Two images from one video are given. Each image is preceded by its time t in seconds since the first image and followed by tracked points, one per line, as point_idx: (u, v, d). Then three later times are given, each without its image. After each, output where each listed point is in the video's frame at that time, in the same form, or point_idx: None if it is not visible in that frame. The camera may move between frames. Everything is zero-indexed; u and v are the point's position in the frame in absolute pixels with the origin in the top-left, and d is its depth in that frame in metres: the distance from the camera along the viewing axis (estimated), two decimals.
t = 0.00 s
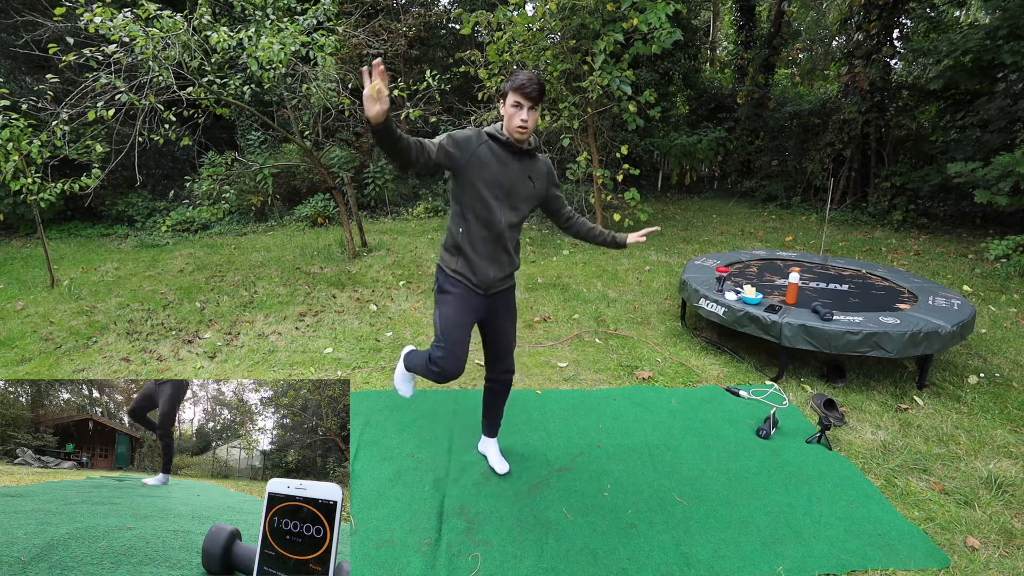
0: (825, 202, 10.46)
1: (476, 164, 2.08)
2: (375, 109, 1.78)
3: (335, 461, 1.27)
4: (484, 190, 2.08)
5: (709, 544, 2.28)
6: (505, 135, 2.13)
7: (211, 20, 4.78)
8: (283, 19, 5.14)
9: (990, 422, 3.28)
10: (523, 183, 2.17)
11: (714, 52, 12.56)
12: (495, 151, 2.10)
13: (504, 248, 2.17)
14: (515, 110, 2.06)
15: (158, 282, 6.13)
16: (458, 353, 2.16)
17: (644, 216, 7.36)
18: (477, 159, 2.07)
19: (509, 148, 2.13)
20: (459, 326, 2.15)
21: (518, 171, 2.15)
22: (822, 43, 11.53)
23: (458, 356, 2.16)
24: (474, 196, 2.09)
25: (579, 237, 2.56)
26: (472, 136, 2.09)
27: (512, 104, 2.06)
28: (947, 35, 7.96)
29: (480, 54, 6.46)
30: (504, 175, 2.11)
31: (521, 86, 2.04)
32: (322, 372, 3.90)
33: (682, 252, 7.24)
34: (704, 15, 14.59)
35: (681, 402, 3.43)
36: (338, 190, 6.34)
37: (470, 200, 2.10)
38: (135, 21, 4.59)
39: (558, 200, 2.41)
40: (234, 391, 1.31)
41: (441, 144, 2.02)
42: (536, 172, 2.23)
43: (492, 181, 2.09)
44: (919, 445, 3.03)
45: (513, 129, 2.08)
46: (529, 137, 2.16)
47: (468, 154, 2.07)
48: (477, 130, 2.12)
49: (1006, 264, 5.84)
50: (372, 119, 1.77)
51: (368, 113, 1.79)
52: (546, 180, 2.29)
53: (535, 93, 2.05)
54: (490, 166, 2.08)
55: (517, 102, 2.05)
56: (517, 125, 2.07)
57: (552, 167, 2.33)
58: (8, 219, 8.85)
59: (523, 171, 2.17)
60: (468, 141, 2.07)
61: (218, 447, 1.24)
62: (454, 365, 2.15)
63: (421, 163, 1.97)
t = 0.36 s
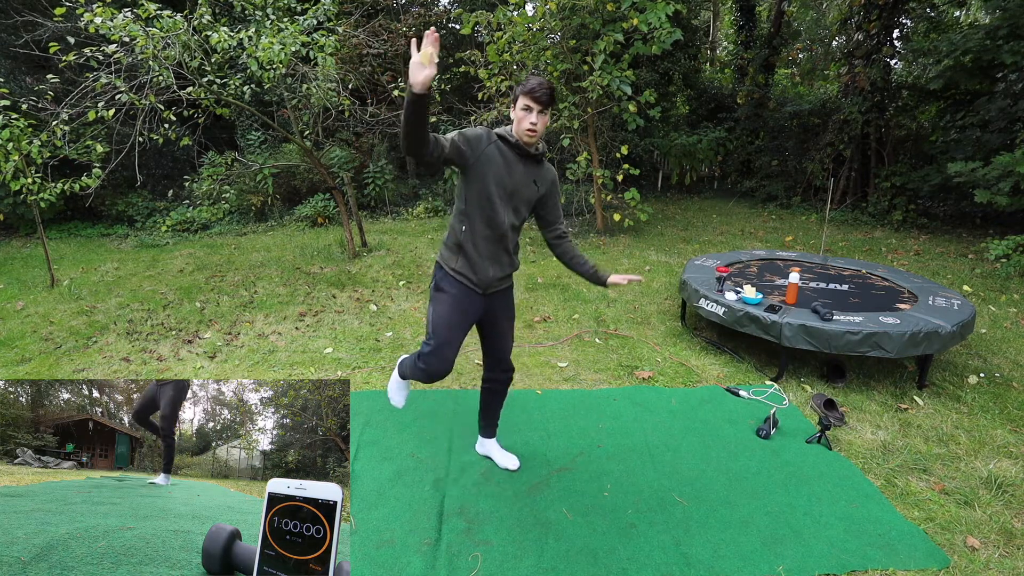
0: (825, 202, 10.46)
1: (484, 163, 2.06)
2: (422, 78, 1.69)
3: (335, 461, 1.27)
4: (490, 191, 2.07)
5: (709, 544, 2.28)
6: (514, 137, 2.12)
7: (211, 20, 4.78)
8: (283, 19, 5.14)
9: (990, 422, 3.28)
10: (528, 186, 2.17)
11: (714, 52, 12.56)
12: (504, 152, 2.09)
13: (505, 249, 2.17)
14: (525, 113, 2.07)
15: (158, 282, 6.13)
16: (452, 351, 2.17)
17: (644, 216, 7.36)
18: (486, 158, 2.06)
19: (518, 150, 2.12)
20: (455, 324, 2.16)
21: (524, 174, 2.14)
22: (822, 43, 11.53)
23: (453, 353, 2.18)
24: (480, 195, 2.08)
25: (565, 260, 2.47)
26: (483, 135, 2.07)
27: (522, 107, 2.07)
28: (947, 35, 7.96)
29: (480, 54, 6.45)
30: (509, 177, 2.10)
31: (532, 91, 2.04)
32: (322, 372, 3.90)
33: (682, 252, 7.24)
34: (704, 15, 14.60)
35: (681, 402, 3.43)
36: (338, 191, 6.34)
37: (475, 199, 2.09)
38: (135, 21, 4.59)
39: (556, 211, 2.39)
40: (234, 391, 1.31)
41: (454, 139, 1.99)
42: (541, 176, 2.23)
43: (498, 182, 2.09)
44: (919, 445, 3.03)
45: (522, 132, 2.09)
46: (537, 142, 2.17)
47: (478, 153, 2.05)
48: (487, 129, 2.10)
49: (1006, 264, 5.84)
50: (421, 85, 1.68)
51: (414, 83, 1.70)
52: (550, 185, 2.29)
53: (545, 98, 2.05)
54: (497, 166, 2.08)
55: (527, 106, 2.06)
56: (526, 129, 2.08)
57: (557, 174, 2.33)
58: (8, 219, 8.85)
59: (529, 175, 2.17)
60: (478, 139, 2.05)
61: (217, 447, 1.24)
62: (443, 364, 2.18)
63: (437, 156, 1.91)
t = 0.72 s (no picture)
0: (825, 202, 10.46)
1: (475, 169, 2.09)
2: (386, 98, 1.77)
3: (334, 460, 1.27)
4: (484, 196, 2.09)
5: (709, 544, 2.28)
6: (509, 140, 2.12)
7: (211, 20, 4.78)
8: (283, 19, 5.14)
9: (990, 422, 3.28)
10: (526, 188, 2.14)
11: (715, 52, 12.57)
12: (497, 155, 2.10)
13: (505, 253, 2.17)
14: (521, 116, 2.06)
15: (158, 282, 6.13)
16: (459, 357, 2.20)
17: (644, 216, 7.36)
18: (477, 164, 2.08)
19: (512, 152, 2.11)
20: (459, 331, 2.18)
21: (520, 175, 2.12)
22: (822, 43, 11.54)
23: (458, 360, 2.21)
24: (475, 201, 2.11)
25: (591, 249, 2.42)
26: (474, 141, 2.10)
27: (519, 110, 2.06)
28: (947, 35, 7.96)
29: (480, 54, 6.45)
30: (504, 180, 2.10)
31: (528, 93, 2.03)
32: (322, 372, 3.90)
33: (682, 252, 7.24)
34: (704, 15, 14.60)
35: (681, 402, 3.43)
36: (338, 191, 6.34)
37: (471, 206, 2.12)
38: (135, 21, 4.59)
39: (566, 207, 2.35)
40: (234, 391, 1.31)
41: (441, 149, 2.05)
42: (542, 177, 2.19)
43: (492, 185, 2.09)
44: (919, 445, 3.03)
45: (518, 135, 2.08)
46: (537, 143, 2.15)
47: (468, 159, 2.08)
48: (481, 134, 2.13)
49: (1006, 264, 5.84)
50: (383, 107, 1.75)
51: (378, 103, 1.78)
52: (553, 185, 2.24)
53: (542, 100, 2.04)
54: (490, 170, 2.09)
55: (524, 109, 2.05)
56: (522, 132, 2.06)
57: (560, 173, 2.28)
58: (8, 219, 8.86)
59: (526, 175, 2.14)
60: (468, 146, 2.08)
61: (216, 447, 1.24)
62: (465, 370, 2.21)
63: (422, 166, 2.00)
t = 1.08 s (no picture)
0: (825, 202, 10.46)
1: (465, 174, 2.08)
2: (355, 132, 1.77)
3: (334, 460, 1.27)
4: (478, 199, 2.10)
5: (709, 544, 2.28)
6: (494, 138, 2.08)
7: (211, 20, 4.78)
8: (283, 19, 5.14)
9: (990, 422, 3.28)
10: (519, 182, 2.12)
11: (715, 52, 12.57)
12: (484, 155, 2.08)
13: (509, 251, 2.17)
14: (502, 113, 2.01)
15: (158, 282, 6.14)
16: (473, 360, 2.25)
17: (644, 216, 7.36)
18: (465, 168, 2.07)
19: (499, 149, 2.09)
20: (472, 335, 2.22)
21: (511, 170, 2.10)
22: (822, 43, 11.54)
23: (472, 363, 2.27)
24: (472, 206, 2.11)
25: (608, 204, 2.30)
26: (459, 144, 2.09)
27: (499, 107, 2.01)
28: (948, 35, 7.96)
29: (480, 54, 6.45)
30: (496, 179, 2.09)
31: (508, 89, 1.97)
32: (322, 372, 3.90)
33: (682, 252, 7.24)
34: (704, 15, 14.61)
35: (681, 402, 3.43)
36: (338, 191, 6.34)
37: (468, 211, 2.13)
38: (136, 20, 4.59)
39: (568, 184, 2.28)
40: (234, 391, 1.31)
41: (427, 161, 2.04)
42: (533, 166, 2.15)
43: (485, 187, 2.09)
44: (919, 445, 3.03)
45: (502, 133, 2.04)
46: (523, 133, 2.11)
47: (457, 165, 2.07)
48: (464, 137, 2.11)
49: (1006, 264, 5.84)
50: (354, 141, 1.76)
51: (349, 139, 1.78)
52: (546, 172, 2.19)
53: (523, 95, 1.98)
54: (479, 172, 2.08)
55: (505, 105, 2.00)
56: (505, 129, 2.02)
57: (553, 155, 2.22)
58: (8, 219, 8.86)
59: (518, 169, 2.11)
60: (453, 151, 2.07)
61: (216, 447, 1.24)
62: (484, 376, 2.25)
63: (411, 183, 1.99)
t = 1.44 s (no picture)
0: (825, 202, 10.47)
1: (466, 172, 2.08)
2: (364, 122, 1.77)
3: (333, 461, 1.27)
4: (479, 197, 2.10)
5: (709, 543, 2.28)
6: (494, 137, 2.09)
7: (211, 20, 4.78)
8: (284, 19, 5.14)
9: (990, 422, 3.28)
10: (519, 180, 2.12)
11: (715, 52, 12.58)
12: (484, 153, 2.08)
13: (508, 250, 2.17)
14: (500, 111, 2.00)
15: (158, 282, 6.14)
16: (472, 357, 2.25)
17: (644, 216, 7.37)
18: (466, 166, 2.07)
19: (500, 148, 2.09)
20: (471, 333, 2.22)
21: (511, 168, 2.10)
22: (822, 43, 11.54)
23: (470, 361, 2.27)
24: (472, 204, 2.11)
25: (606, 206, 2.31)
26: (459, 143, 2.09)
27: (497, 105, 2.00)
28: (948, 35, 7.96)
29: (480, 54, 6.45)
30: (496, 177, 2.09)
31: (505, 87, 1.97)
32: (322, 372, 3.90)
33: (682, 252, 7.24)
34: (705, 15, 14.61)
35: (681, 401, 3.43)
36: (338, 191, 6.35)
37: (467, 209, 2.13)
38: (136, 20, 4.59)
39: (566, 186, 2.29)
40: (234, 391, 1.31)
41: (428, 159, 2.05)
42: (533, 165, 2.15)
43: (485, 185, 2.09)
44: (919, 445, 3.03)
45: (501, 130, 2.03)
46: (522, 131, 2.10)
47: (457, 163, 2.07)
48: (465, 135, 2.12)
49: (1006, 264, 5.84)
50: (363, 132, 1.75)
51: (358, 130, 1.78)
52: (546, 172, 2.20)
53: (520, 93, 1.97)
54: (480, 170, 2.08)
55: (502, 103, 1.99)
56: (503, 127, 2.01)
57: (553, 155, 2.23)
58: (8, 219, 8.86)
59: (518, 167, 2.12)
60: (454, 149, 2.07)
61: (214, 448, 1.24)
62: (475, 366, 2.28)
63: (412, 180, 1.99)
